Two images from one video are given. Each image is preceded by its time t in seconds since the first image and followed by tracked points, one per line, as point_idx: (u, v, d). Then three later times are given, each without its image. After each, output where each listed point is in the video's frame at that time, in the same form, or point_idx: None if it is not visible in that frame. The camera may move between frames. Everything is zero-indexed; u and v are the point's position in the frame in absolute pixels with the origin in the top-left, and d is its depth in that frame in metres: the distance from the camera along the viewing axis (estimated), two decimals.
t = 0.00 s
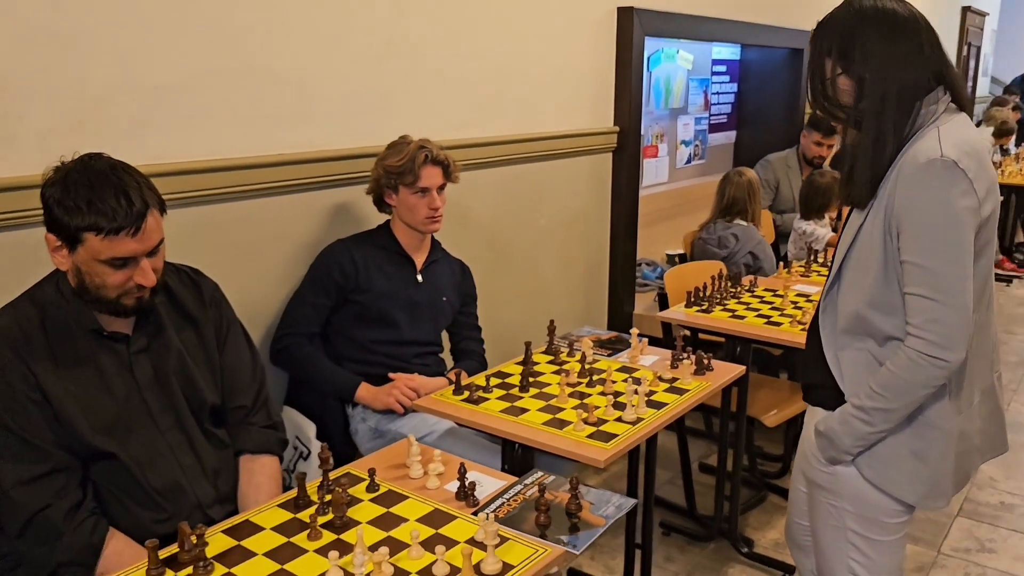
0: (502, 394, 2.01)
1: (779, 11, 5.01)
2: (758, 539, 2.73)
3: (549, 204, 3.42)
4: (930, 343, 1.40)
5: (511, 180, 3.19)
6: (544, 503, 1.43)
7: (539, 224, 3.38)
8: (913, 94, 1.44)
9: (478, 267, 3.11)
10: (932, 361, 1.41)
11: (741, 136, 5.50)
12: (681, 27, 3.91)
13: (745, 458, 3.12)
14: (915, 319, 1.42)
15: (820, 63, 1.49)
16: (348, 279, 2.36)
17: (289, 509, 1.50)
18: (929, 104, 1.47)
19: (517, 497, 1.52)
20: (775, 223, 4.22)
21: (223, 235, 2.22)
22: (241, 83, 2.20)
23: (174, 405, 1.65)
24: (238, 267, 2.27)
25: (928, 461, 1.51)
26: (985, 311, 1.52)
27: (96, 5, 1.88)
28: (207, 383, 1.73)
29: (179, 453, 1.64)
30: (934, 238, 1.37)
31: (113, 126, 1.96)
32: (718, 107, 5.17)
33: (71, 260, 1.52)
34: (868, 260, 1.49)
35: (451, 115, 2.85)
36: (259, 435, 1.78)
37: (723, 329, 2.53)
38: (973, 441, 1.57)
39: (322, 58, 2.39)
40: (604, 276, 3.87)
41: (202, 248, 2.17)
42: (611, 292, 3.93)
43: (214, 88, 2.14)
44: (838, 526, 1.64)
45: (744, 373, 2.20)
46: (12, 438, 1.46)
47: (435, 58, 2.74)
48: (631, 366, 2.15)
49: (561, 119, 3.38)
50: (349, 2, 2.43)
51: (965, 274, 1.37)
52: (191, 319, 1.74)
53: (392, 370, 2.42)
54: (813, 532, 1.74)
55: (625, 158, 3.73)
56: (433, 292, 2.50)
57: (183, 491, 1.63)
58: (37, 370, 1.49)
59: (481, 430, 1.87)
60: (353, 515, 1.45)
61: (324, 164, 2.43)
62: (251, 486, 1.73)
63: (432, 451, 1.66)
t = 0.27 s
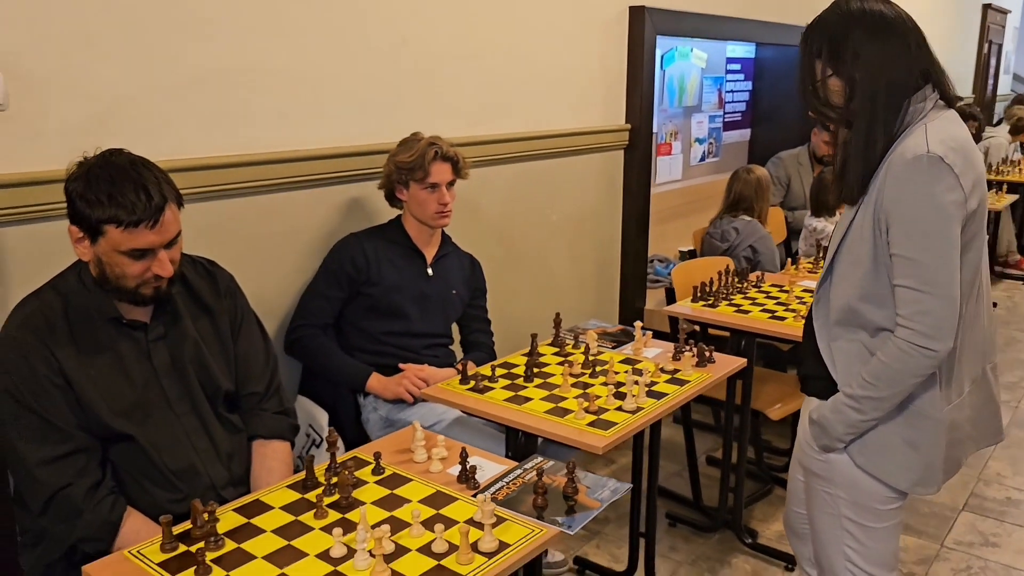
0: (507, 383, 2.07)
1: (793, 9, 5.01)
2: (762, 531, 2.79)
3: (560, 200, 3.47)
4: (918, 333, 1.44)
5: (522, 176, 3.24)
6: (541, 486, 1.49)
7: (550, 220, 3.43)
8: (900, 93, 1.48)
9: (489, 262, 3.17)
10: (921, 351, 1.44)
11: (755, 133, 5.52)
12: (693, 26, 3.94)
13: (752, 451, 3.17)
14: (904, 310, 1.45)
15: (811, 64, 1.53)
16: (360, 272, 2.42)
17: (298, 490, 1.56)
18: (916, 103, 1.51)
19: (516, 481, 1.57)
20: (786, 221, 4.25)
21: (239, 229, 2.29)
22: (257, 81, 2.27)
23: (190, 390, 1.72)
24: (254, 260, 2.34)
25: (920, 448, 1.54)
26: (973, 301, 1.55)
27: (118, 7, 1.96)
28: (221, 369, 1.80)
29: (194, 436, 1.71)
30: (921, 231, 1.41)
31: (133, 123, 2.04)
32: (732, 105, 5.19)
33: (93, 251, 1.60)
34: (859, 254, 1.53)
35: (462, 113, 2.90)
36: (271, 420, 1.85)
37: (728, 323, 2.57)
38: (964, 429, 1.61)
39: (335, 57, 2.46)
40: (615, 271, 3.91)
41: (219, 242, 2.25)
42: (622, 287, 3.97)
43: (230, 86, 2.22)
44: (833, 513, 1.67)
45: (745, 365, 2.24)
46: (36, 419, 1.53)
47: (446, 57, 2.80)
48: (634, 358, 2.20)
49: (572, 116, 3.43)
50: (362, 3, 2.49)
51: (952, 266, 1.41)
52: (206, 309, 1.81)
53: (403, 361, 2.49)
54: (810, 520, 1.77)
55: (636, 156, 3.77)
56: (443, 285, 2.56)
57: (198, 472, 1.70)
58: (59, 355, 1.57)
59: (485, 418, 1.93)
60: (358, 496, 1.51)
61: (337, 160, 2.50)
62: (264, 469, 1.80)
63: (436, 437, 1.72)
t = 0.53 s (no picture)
0: (512, 371, 2.11)
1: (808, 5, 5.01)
2: (768, 521, 2.81)
3: (570, 194, 3.50)
4: (905, 320, 1.47)
5: (532, 170, 3.27)
6: (540, 467, 1.53)
7: (561, 214, 3.47)
8: (896, 87, 1.51)
9: (500, 254, 3.21)
10: (906, 337, 1.47)
11: (768, 129, 5.52)
12: (704, 22, 3.96)
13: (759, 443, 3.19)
14: (892, 297, 1.48)
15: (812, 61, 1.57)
16: (370, 262, 2.47)
17: (305, 469, 1.62)
18: (915, 96, 1.53)
19: (516, 463, 1.62)
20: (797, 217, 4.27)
21: (253, 220, 2.35)
22: (270, 76, 2.33)
23: (203, 373, 1.78)
24: (267, 250, 2.40)
25: (909, 434, 1.58)
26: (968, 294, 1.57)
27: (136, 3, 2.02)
28: (234, 354, 1.86)
29: (206, 418, 1.77)
30: (911, 220, 1.44)
31: (150, 116, 2.10)
32: (745, 101, 5.20)
33: (112, 239, 1.65)
34: (853, 243, 1.56)
35: (473, 107, 2.95)
36: (281, 404, 1.91)
37: (733, 315, 2.60)
38: (956, 420, 1.63)
39: (348, 52, 2.51)
40: (625, 265, 3.95)
41: (233, 231, 2.31)
42: (632, 281, 4.00)
43: (244, 81, 2.27)
44: (824, 496, 1.71)
45: (748, 356, 2.27)
46: (56, 399, 1.60)
47: (457, 52, 2.85)
48: (637, 348, 2.23)
49: (582, 111, 3.46)
50: None
51: (939, 255, 1.43)
52: (220, 296, 1.87)
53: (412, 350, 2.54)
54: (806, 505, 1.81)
55: (647, 150, 3.80)
56: (452, 276, 2.60)
57: (210, 453, 1.76)
58: (78, 338, 1.63)
59: (489, 404, 1.97)
60: (363, 475, 1.57)
61: (348, 153, 2.55)
62: (274, 451, 1.86)
63: (440, 420, 1.77)
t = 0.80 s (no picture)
0: (520, 363, 2.14)
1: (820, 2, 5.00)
2: (775, 516, 2.83)
3: (581, 191, 3.52)
4: (915, 314, 1.48)
5: (543, 166, 3.30)
6: (545, 456, 1.56)
7: (571, 210, 3.49)
8: (902, 84, 1.52)
9: (510, 250, 3.24)
10: (915, 331, 1.49)
11: (780, 126, 5.52)
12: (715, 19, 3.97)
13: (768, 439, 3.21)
14: (903, 290, 1.50)
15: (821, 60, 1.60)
16: (381, 257, 2.51)
17: (315, 457, 1.66)
18: (932, 91, 1.55)
19: (521, 452, 1.65)
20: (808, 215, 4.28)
21: (266, 215, 2.39)
22: (283, 73, 2.37)
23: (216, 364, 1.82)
24: (279, 245, 2.44)
25: (913, 425, 1.60)
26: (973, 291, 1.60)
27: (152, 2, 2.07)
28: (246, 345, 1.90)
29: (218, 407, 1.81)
30: (926, 215, 1.45)
31: (165, 112, 2.14)
32: (757, 98, 5.20)
33: (135, 241, 1.68)
34: (865, 235, 1.58)
35: (484, 104, 2.98)
36: (292, 394, 1.94)
37: (741, 310, 2.62)
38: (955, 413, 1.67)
39: (360, 49, 2.54)
40: (636, 262, 3.96)
41: (246, 226, 2.35)
42: (643, 277, 4.02)
43: (257, 78, 2.31)
44: (827, 488, 1.73)
45: (754, 350, 2.29)
46: (72, 388, 1.63)
47: (468, 49, 2.88)
48: (644, 342, 2.26)
49: (593, 108, 3.48)
50: None
51: (953, 251, 1.45)
52: (234, 288, 1.91)
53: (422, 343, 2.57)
54: (807, 497, 1.83)
55: (657, 147, 3.81)
56: (462, 270, 2.64)
57: (222, 441, 1.80)
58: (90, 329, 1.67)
59: (497, 396, 2.00)
60: (371, 463, 1.60)
61: (360, 149, 2.59)
62: (286, 440, 1.89)
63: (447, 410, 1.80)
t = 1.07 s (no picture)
0: (526, 363, 2.16)
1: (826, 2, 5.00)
2: (781, 516, 2.84)
3: (587, 192, 3.54)
4: (930, 315, 1.50)
5: (549, 167, 3.32)
6: (550, 455, 1.58)
7: (577, 211, 3.51)
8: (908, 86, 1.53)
9: (517, 251, 3.26)
10: (931, 331, 1.51)
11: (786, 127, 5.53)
12: (720, 20, 3.98)
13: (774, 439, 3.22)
14: (918, 291, 1.51)
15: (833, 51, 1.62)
16: (388, 258, 2.53)
17: (324, 456, 1.67)
18: (942, 92, 1.56)
19: (527, 451, 1.66)
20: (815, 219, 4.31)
21: (274, 216, 2.42)
22: (291, 76, 2.39)
23: (224, 363, 1.85)
24: (287, 246, 2.47)
25: (922, 425, 1.62)
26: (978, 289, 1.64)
27: (163, 6, 2.09)
28: (253, 345, 1.92)
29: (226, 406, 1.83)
30: (943, 216, 1.47)
31: (175, 115, 2.17)
32: (764, 99, 5.20)
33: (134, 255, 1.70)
34: (878, 236, 1.58)
35: (490, 106, 3.00)
36: (299, 394, 1.97)
37: (746, 311, 2.63)
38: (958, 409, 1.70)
39: (367, 52, 2.57)
40: (642, 263, 3.98)
41: (255, 227, 2.38)
42: (649, 278, 4.03)
43: (266, 81, 2.34)
44: (835, 488, 1.74)
45: (760, 351, 2.29)
46: (83, 385, 1.66)
47: (474, 52, 2.90)
48: (649, 342, 2.27)
49: (598, 110, 3.50)
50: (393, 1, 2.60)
51: (968, 252, 1.47)
52: (240, 287, 1.93)
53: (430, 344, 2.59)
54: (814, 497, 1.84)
55: (663, 148, 3.83)
56: (469, 271, 2.66)
57: (230, 440, 1.82)
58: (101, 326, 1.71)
59: (504, 395, 2.02)
60: (379, 462, 1.62)
61: (367, 151, 2.61)
62: (293, 439, 1.92)
63: (454, 409, 1.82)
